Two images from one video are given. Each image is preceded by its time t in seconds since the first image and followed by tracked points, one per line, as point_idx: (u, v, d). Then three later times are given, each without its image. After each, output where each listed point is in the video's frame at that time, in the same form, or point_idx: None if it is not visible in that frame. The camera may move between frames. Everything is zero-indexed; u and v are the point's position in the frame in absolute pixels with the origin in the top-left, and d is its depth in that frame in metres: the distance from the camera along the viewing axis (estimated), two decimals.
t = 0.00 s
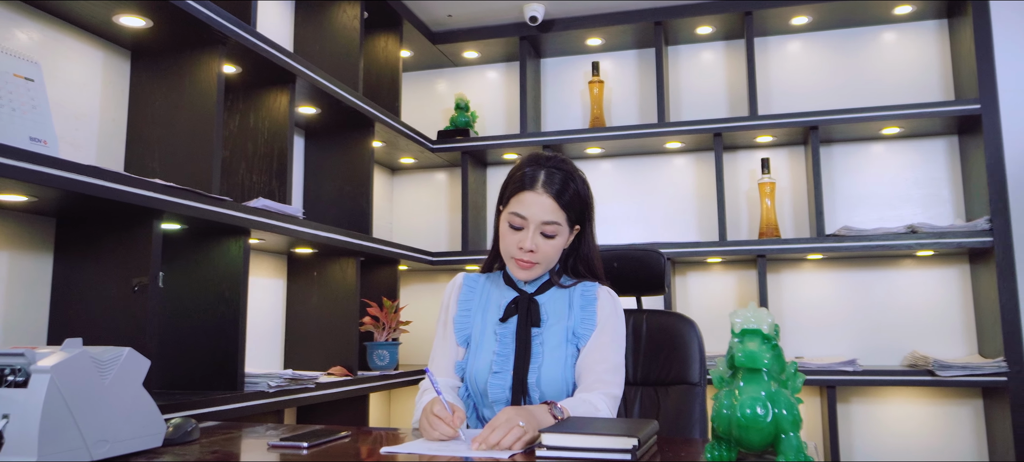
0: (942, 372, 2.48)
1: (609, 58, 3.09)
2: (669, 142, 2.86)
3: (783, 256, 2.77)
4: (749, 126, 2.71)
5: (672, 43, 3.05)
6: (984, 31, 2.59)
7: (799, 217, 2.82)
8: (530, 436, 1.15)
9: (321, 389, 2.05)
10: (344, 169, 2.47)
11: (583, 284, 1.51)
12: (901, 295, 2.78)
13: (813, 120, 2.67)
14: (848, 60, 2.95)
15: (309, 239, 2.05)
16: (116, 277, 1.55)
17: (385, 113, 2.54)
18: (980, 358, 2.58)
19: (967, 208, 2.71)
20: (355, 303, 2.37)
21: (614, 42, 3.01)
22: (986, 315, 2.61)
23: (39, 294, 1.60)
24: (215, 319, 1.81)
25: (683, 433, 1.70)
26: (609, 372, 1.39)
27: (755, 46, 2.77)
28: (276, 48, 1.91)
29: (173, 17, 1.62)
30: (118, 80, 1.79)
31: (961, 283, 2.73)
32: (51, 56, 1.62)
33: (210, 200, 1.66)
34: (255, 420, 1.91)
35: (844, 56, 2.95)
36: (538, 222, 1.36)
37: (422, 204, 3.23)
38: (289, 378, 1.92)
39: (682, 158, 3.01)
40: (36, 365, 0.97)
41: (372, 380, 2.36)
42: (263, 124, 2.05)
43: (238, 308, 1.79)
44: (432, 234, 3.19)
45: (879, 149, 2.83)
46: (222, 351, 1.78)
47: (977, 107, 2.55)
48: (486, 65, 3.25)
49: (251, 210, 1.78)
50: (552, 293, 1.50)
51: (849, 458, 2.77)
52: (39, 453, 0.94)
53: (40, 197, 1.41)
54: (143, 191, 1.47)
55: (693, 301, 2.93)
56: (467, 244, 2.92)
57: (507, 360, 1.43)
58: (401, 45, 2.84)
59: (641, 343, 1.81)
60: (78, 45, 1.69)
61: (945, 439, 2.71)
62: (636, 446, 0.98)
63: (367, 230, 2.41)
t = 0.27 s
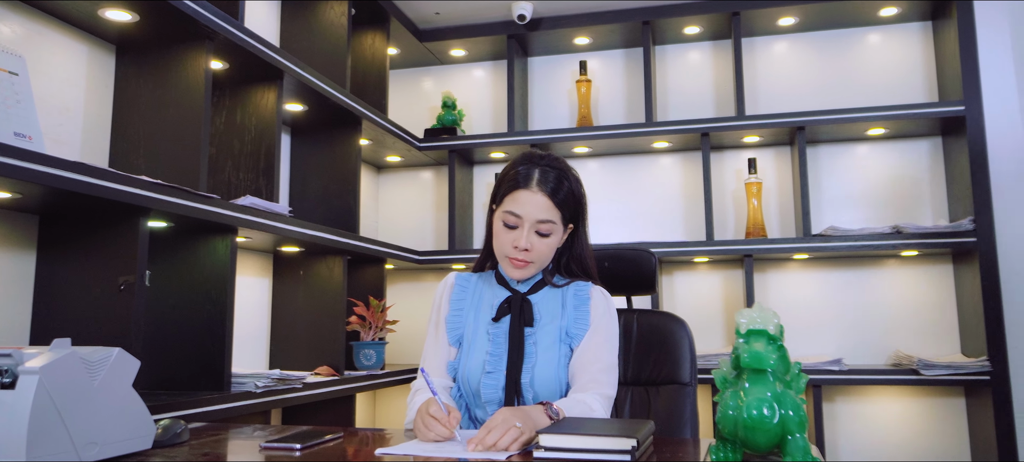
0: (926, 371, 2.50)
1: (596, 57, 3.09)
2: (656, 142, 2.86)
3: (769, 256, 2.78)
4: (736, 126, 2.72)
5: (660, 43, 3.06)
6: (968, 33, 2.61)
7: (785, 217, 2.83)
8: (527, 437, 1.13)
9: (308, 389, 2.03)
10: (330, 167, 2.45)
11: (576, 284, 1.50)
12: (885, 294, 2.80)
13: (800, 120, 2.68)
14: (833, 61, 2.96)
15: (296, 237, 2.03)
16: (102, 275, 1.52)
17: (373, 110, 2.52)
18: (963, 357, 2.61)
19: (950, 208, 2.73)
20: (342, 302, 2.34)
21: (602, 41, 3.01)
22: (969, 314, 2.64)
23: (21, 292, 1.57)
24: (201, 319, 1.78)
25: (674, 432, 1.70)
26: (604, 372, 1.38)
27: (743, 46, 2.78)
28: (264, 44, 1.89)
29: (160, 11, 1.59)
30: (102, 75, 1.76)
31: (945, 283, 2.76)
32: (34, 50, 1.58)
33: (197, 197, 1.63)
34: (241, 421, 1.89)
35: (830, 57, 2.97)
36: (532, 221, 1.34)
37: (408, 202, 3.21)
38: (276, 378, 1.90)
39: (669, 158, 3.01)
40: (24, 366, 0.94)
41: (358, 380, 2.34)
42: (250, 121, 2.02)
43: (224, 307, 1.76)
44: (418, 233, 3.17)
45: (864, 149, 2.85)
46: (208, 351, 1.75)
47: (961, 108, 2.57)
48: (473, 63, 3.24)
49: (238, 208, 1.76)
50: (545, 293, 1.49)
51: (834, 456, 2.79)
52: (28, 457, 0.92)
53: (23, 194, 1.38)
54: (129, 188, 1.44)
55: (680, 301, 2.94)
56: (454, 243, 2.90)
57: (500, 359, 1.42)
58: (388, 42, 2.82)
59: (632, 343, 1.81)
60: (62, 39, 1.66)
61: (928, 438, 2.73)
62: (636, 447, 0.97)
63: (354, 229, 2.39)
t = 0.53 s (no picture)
0: (913, 370, 2.52)
1: (585, 57, 3.09)
2: (646, 142, 2.86)
3: (758, 256, 2.79)
4: (726, 127, 2.73)
5: (649, 43, 3.06)
6: (954, 36, 2.63)
7: (773, 218, 2.85)
8: (527, 439, 1.12)
9: (298, 391, 2.01)
10: (319, 165, 2.43)
11: (572, 284, 1.49)
12: (871, 295, 2.82)
13: (788, 121, 2.69)
14: (820, 62, 2.98)
15: (286, 236, 2.01)
16: (90, 275, 1.50)
17: (362, 109, 2.50)
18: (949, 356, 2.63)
19: (935, 209, 2.76)
20: (331, 302, 2.32)
21: (591, 41, 3.00)
22: (954, 314, 2.66)
23: (6, 292, 1.54)
24: (190, 319, 1.76)
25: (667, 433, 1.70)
26: (600, 374, 1.37)
27: (732, 47, 2.79)
28: (255, 41, 1.87)
29: (150, 7, 1.57)
30: (90, 71, 1.73)
31: (930, 284, 2.79)
32: (20, 45, 1.56)
33: (188, 196, 1.61)
34: (230, 423, 1.86)
35: (817, 59, 2.98)
36: (535, 214, 1.33)
37: (395, 201, 3.19)
38: (266, 379, 1.88)
39: (657, 158, 3.02)
40: (18, 369, 0.92)
41: (348, 381, 2.32)
42: (239, 119, 2.00)
43: (214, 307, 1.74)
44: (406, 232, 3.16)
45: (850, 151, 2.87)
46: (198, 352, 1.73)
47: (947, 110, 2.59)
48: (462, 62, 3.23)
49: (228, 207, 1.74)
50: (540, 292, 1.47)
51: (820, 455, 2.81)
52: None
53: (11, 192, 1.35)
54: (119, 186, 1.42)
55: (668, 301, 2.94)
56: (443, 242, 2.89)
57: (496, 360, 1.40)
58: (377, 40, 2.80)
59: (625, 343, 1.80)
60: (49, 34, 1.63)
61: (913, 437, 2.76)
62: (637, 449, 0.95)
63: (344, 228, 2.37)
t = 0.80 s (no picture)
0: (899, 371, 2.54)
1: (575, 58, 3.09)
2: (635, 142, 2.87)
3: (747, 257, 2.80)
4: (715, 128, 2.74)
5: (638, 44, 3.06)
6: (941, 40, 2.66)
7: (761, 219, 2.86)
8: (528, 440, 1.10)
9: (289, 392, 1.99)
10: (309, 165, 2.41)
11: (569, 284, 1.49)
12: (858, 296, 2.84)
13: (778, 123, 2.71)
14: (808, 65, 3.00)
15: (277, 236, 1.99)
16: (81, 276, 1.48)
17: (353, 108, 2.48)
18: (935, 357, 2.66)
19: (921, 211, 2.79)
20: (321, 302, 2.31)
21: (581, 42, 3.00)
22: (940, 315, 2.69)
23: None
24: (180, 321, 1.74)
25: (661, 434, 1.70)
26: (599, 374, 1.37)
27: (721, 48, 2.80)
28: (247, 39, 1.85)
29: (142, 4, 1.55)
30: (79, 69, 1.71)
31: (916, 285, 2.81)
32: (9, 42, 1.53)
33: (180, 195, 1.59)
34: (220, 426, 1.84)
35: (805, 61, 3.00)
36: (545, 203, 1.32)
37: (383, 201, 3.17)
38: (257, 381, 1.86)
39: (646, 159, 3.02)
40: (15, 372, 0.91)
41: (337, 382, 2.30)
42: (230, 118, 1.98)
43: (206, 308, 1.73)
44: (395, 232, 3.14)
45: (837, 152, 2.89)
46: (188, 354, 1.71)
47: (934, 113, 2.62)
48: (451, 62, 3.22)
49: (220, 207, 1.72)
50: (538, 292, 1.46)
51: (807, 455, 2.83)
52: None
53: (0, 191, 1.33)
54: (112, 186, 1.40)
55: (657, 301, 2.95)
56: (432, 242, 2.88)
57: (495, 361, 1.38)
58: (367, 39, 2.78)
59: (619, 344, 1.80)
60: (38, 31, 1.61)
61: (899, 436, 2.78)
62: (642, 452, 0.92)
63: (334, 228, 2.35)
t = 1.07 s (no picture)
0: (885, 371, 2.56)
1: (564, 58, 3.09)
2: (624, 143, 2.87)
3: (735, 258, 2.82)
4: (704, 129, 2.75)
5: (627, 45, 3.07)
6: (927, 43, 2.69)
7: (749, 220, 2.88)
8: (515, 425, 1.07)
9: (280, 393, 1.98)
10: (298, 164, 2.39)
11: (564, 285, 1.48)
12: (844, 296, 2.87)
13: (766, 125, 2.72)
14: (795, 67, 3.02)
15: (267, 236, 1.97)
16: (71, 276, 1.46)
17: (342, 107, 2.47)
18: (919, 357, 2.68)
19: (907, 213, 2.81)
20: (310, 303, 2.29)
21: (570, 42, 3.00)
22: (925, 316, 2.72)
23: None
24: (170, 322, 1.72)
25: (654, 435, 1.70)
26: (593, 372, 1.35)
27: (710, 50, 2.81)
28: (238, 37, 1.83)
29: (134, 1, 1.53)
30: (68, 66, 1.68)
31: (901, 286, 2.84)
32: None
33: (171, 195, 1.57)
34: (210, 428, 1.82)
35: (792, 64, 3.02)
36: (547, 203, 1.33)
37: (371, 201, 3.15)
38: (248, 382, 1.85)
39: (635, 160, 3.03)
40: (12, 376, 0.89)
41: (327, 382, 2.29)
42: (220, 116, 1.96)
43: (196, 308, 1.71)
44: (382, 232, 3.12)
45: (824, 154, 2.91)
46: (178, 355, 1.69)
47: (920, 116, 2.65)
48: (439, 61, 3.21)
49: (212, 206, 1.70)
50: (533, 292, 1.45)
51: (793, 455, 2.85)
52: None
53: None
54: (104, 185, 1.38)
55: (645, 302, 2.96)
56: (421, 242, 2.86)
57: (491, 359, 1.37)
58: (356, 38, 2.76)
59: (612, 345, 1.80)
60: (26, 27, 1.59)
61: (884, 436, 2.81)
62: (644, 454, 0.91)
63: (323, 228, 2.34)
